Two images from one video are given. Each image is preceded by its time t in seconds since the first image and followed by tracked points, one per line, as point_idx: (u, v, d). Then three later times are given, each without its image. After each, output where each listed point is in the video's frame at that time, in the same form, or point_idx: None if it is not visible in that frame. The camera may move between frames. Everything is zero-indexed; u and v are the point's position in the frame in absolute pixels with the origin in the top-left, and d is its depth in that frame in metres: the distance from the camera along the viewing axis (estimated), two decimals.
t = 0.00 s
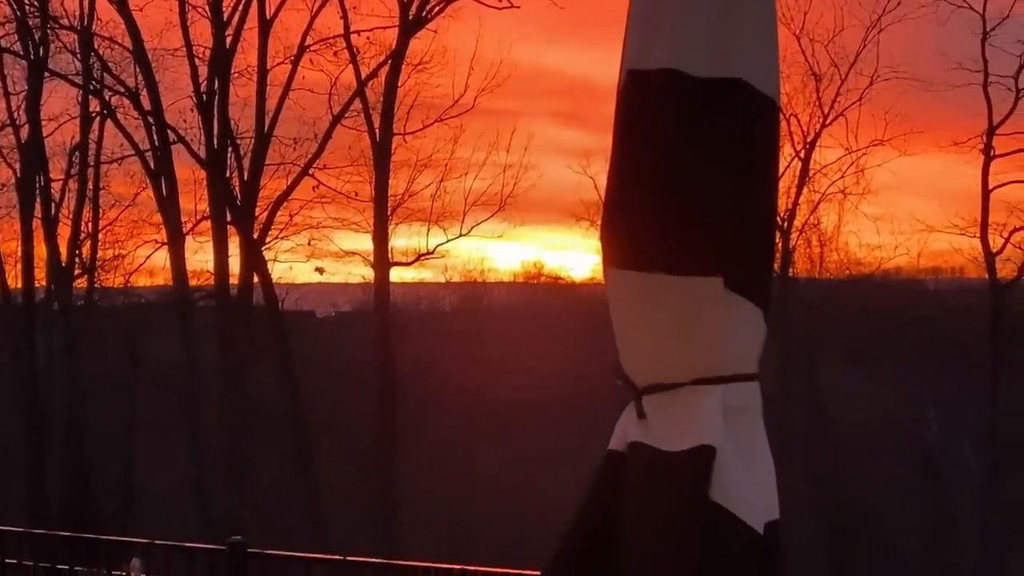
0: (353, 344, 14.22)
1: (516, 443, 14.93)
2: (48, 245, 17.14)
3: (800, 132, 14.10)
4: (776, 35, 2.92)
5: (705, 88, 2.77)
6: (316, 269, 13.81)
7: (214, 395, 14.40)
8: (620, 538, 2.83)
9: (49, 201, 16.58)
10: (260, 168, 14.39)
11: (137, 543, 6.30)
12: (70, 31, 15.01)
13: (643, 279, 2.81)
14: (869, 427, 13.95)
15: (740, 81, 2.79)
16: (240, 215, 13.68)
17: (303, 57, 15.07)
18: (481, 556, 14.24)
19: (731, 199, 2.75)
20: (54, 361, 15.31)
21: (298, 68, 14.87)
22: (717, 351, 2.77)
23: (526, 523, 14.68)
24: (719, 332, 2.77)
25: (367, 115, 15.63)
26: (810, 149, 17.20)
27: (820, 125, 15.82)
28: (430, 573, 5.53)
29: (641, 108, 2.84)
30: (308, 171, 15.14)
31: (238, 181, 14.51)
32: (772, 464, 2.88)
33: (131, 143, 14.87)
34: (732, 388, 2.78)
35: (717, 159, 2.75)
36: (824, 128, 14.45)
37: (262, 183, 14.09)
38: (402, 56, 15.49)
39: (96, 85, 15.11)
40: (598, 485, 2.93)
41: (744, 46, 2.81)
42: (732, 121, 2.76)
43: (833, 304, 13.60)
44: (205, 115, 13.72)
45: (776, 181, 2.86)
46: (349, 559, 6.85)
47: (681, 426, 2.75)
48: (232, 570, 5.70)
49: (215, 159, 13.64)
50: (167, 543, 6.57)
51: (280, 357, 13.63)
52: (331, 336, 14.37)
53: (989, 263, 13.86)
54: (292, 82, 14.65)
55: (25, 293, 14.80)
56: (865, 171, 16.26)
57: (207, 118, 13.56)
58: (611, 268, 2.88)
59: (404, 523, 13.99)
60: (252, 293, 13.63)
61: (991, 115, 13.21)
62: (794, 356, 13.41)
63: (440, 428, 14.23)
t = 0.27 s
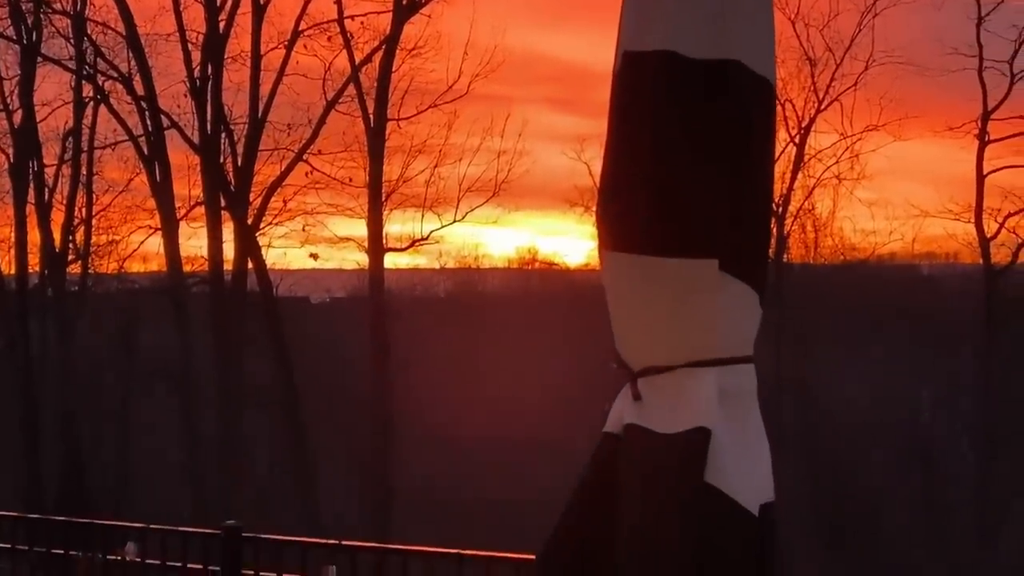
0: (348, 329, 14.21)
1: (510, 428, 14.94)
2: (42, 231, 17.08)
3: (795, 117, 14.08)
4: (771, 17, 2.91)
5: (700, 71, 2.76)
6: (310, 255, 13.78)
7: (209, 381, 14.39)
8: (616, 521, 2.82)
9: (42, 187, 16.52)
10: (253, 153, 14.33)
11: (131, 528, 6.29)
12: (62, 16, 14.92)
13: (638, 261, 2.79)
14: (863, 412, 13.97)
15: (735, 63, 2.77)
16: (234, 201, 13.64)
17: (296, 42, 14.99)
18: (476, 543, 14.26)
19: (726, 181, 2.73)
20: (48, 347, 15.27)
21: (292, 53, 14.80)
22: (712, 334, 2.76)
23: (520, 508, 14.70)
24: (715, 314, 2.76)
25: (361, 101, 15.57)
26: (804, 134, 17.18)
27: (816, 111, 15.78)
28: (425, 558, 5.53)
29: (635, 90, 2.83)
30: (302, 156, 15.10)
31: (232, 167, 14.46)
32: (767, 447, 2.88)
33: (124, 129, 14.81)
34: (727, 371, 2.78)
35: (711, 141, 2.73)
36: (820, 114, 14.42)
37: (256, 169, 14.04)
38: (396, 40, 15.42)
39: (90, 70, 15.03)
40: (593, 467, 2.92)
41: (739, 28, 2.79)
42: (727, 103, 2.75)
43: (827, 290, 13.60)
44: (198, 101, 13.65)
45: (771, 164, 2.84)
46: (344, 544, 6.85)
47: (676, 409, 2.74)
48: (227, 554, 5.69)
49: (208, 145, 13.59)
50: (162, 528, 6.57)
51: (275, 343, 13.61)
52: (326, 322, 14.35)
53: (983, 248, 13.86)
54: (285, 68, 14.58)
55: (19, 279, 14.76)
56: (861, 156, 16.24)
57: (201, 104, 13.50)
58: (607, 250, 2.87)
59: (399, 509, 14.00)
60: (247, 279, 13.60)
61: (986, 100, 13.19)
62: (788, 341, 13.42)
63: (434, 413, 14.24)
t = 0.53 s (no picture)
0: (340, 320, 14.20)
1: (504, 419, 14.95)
2: (35, 223, 17.04)
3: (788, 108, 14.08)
4: (763, 7, 2.91)
5: (693, 62, 2.76)
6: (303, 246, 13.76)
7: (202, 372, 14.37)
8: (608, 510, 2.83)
9: (35, 179, 16.48)
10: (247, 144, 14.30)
11: (125, 519, 6.29)
12: (55, 7, 14.86)
13: (631, 251, 2.80)
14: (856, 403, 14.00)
15: (728, 52, 2.77)
16: (228, 192, 13.61)
17: (289, 33, 14.94)
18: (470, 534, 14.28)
19: (719, 172, 2.73)
20: (41, 339, 15.25)
21: (285, 44, 14.75)
22: (705, 324, 2.76)
23: (514, 498, 14.72)
24: (708, 304, 2.77)
25: (355, 91, 15.53)
26: (798, 125, 17.18)
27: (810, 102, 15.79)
28: (419, 548, 5.53)
29: (630, 80, 2.82)
30: (296, 147, 15.07)
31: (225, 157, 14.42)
32: (760, 437, 2.88)
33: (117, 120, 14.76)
34: (720, 360, 2.78)
35: (705, 131, 2.73)
36: (814, 105, 14.42)
37: (250, 160, 14.01)
38: (390, 31, 15.38)
39: (82, 61, 14.98)
40: (586, 456, 2.93)
41: (732, 17, 2.79)
42: (720, 94, 2.75)
43: (821, 281, 13.62)
44: (191, 92, 13.60)
45: (763, 154, 2.84)
46: (338, 534, 6.86)
47: (669, 399, 2.74)
48: (221, 544, 5.69)
49: (202, 136, 13.55)
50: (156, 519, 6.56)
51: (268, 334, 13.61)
52: (320, 313, 14.34)
53: (976, 239, 13.87)
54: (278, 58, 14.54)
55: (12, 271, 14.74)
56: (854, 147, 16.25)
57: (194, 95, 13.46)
58: (600, 241, 2.88)
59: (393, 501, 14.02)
60: (240, 270, 13.58)
61: (979, 91, 13.20)
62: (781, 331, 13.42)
63: (428, 404, 14.22)
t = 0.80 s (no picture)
0: (333, 312, 14.19)
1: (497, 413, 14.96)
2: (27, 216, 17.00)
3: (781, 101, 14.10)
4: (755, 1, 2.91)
5: (685, 55, 2.76)
6: (296, 239, 13.74)
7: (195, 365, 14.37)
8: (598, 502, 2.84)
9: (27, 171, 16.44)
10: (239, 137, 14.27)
11: (117, 512, 6.28)
12: None
13: (623, 245, 2.80)
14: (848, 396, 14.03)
15: (720, 47, 2.78)
16: (220, 185, 13.59)
17: (282, 25, 14.91)
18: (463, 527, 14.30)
19: (712, 165, 2.74)
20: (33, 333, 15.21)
21: (278, 36, 14.72)
22: (697, 317, 2.77)
23: (506, 490, 14.74)
24: (700, 298, 2.77)
25: (348, 84, 15.51)
26: (791, 118, 17.20)
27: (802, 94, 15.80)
28: (410, 541, 5.53)
29: (622, 74, 2.83)
30: (288, 140, 15.05)
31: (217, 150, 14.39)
32: (750, 430, 2.89)
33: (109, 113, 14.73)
34: (711, 354, 2.79)
35: (696, 126, 2.74)
36: (806, 98, 14.44)
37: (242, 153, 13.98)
38: (383, 24, 15.36)
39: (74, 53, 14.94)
40: (577, 448, 2.94)
41: (724, 11, 2.79)
42: (713, 88, 2.75)
43: (813, 274, 13.64)
44: (183, 84, 13.57)
45: (754, 148, 2.85)
46: (329, 527, 6.87)
47: (660, 393, 2.75)
48: (213, 537, 5.69)
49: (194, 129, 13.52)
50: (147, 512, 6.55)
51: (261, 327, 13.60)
52: (312, 306, 14.33)
53: (968, 233, 13.91)
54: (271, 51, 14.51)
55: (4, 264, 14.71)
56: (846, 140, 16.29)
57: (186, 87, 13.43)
58: (592, 234, 2.88)
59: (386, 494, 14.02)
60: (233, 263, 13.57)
61: (972, 84, 13.22)
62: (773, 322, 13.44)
63: (421, 397, 14.23)
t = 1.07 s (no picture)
0: (324, 306, 14.18)
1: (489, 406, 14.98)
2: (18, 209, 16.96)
3: (772, 95, 14.12)
4: None
5: (677, 47, 2.77)
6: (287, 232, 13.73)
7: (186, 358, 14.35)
8: (587, 494, 2.85)
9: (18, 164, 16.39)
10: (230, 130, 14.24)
11: (108, 504, 6.28)
12: None
13: (612, 238, 2.81)
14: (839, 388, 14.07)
15: (710, 40, 2.78)
16: (211, 178, 13.57)
17: (273, 18, 14.87)
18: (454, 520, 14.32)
19: (703, 159, 2.74)
20: (23, 326, 15.20)
21: (269, 29, 14.70)
22: (688, 311, 2.78)
23: (498, 484, 14.75)
24: (689, 290, 2.78)
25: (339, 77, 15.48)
26: (782, 112, 17.23)
27: (793, 89, 15.84)
28: (403, 534, 5.53)
29: (613, 66, 2.84)
30: (280, 133, 15.02)
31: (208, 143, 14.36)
32: (740, 422, 2.90)
33: (100, 105, 14.69)
34: (700, 347, 2.80)
35: (687, 118, 2.74)
36: (797, 92, 14.48)
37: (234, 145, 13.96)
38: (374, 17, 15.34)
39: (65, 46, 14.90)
40: (566, 440, 2.94)
41: (714, 3, 2.80)
42: (704, 80, 2.75)
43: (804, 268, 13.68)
44: (174, 77, 13.55)
45: (744, 141, 2.85)
46: (320, 520, 6.88)
47: (651, 385, 2.76)
48: (204, 530, 5.69)
49: (185, 122, 13.50)
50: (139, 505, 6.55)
51: (252, 320, 13.60)
52: (304, 299, 14.31)
53: (959, 226, 13.96)
54: (261, 44, 14.48)
55: None
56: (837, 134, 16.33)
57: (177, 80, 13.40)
58: (582, 227, 2.89)
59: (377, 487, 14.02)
60: (224, 256, 13.56)
61: (962, 78, 13.26)
62: (764, 315, 13.61)
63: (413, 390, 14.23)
